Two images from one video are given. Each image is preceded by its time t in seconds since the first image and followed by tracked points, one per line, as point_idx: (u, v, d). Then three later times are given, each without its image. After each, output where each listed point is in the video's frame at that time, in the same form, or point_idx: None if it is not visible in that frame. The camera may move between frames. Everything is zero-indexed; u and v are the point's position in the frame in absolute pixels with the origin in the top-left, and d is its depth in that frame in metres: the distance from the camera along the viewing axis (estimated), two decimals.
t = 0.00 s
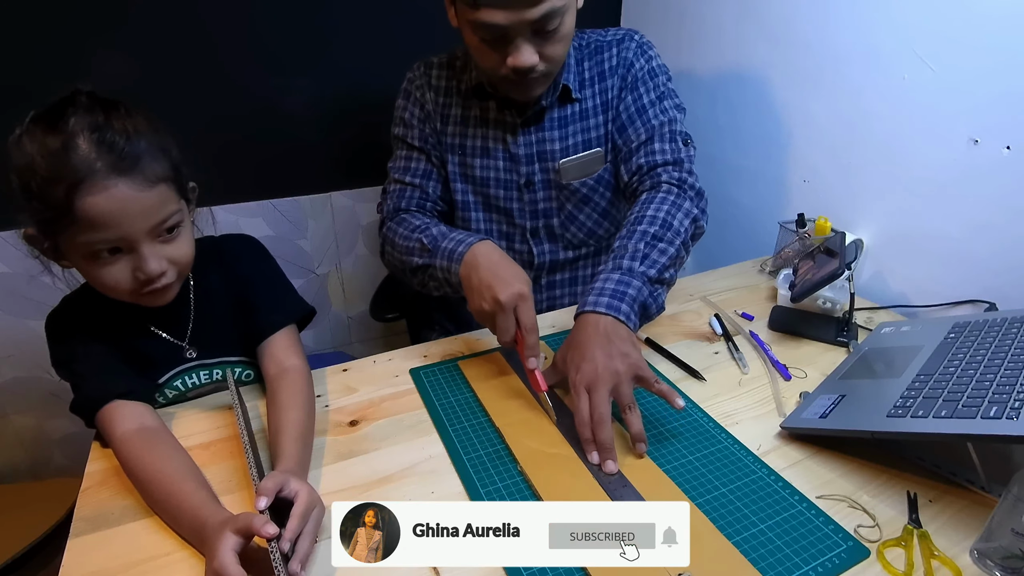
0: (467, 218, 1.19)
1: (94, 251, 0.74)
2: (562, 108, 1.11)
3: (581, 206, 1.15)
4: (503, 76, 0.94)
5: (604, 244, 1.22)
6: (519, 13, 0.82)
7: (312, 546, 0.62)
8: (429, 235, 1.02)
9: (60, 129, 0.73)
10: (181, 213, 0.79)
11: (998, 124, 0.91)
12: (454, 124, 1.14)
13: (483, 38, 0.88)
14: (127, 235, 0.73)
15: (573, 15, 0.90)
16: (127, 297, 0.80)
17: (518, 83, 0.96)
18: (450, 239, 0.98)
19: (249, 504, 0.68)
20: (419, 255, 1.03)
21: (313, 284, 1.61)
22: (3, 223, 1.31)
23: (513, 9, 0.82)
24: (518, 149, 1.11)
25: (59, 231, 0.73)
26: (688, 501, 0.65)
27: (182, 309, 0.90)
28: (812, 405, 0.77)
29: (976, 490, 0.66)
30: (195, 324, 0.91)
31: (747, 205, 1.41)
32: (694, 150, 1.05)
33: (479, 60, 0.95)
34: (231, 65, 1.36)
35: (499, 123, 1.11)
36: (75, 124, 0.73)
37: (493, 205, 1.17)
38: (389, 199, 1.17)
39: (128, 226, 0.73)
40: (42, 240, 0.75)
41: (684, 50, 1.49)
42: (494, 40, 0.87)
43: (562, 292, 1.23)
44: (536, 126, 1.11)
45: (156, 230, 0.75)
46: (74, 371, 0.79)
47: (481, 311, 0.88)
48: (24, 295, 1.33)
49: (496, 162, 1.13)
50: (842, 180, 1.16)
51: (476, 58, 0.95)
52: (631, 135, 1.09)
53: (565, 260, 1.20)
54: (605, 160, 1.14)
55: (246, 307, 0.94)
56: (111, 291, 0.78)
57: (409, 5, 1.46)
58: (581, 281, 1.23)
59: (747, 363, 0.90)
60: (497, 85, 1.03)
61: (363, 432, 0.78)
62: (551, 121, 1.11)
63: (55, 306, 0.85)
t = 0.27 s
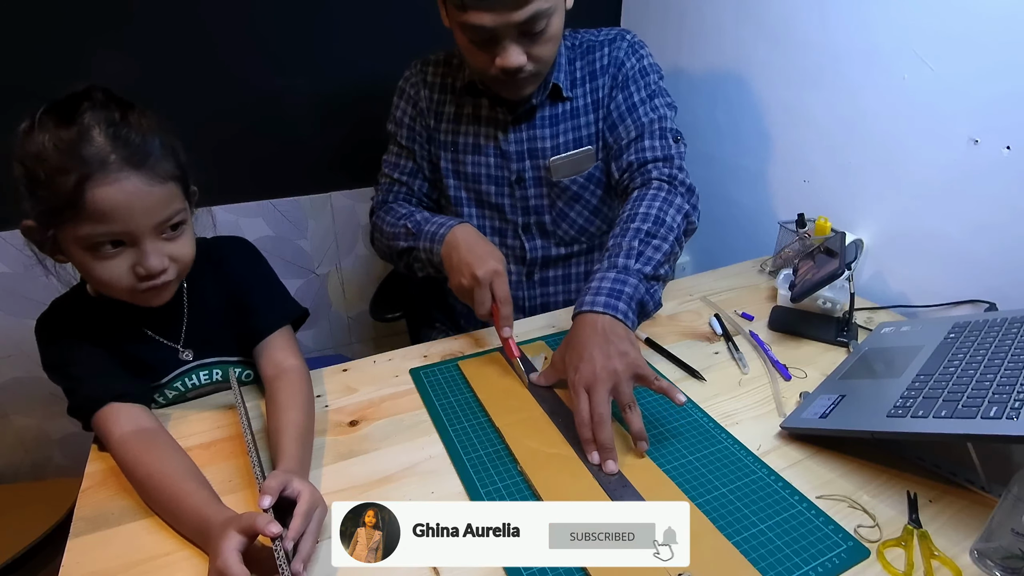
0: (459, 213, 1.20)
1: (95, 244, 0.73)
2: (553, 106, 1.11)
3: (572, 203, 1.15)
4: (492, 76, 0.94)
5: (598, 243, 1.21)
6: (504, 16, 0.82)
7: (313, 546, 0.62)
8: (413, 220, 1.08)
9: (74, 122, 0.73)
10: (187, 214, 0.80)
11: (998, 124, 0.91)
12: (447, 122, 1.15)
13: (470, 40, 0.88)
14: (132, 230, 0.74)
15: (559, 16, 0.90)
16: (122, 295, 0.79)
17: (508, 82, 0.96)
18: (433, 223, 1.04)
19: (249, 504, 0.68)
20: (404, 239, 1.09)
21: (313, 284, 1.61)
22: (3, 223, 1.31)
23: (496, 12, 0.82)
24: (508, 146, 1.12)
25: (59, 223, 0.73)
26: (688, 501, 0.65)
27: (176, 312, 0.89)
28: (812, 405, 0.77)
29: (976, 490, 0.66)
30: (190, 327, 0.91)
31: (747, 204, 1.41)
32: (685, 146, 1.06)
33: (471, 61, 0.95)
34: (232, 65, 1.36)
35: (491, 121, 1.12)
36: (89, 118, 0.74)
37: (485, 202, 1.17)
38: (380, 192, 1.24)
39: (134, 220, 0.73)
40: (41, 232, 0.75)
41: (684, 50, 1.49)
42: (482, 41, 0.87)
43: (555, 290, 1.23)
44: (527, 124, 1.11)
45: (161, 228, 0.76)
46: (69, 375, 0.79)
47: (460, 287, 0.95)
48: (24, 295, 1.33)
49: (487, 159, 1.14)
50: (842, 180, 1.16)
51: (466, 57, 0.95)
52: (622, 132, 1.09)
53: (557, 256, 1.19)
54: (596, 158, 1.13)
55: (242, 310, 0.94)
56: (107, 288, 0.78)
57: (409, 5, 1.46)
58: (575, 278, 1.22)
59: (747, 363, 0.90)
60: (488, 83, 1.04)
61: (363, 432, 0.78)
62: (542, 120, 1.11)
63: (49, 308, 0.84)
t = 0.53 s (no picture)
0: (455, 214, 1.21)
1: (106, 235, 0.74)
2: (544, 105, 1.11)
3: (563, 202, 1.15)
4: (481, 77, 0.95)
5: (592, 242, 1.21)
6: (487, 20, 0.82)
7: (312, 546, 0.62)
8: (406, 209, 1.18)
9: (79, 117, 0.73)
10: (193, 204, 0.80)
11: (998, 124, 0.91)
12: (438, 125, 1.17)
13: (458, 44, 0.88)
14: (141, 220, 0.74)
15: (545, 18, 0.91)
16: (133, 288, 0.79)
17: (497, 82, 0.97)
18: (423, 212, 1.14)
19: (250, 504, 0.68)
20: (397, 227, 1.18)
21: (313, 284, 1.61)
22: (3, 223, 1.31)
23: (482, 15, 0.82)
24: (500, 145, 1.12)
25: (70, 216, 0.73)
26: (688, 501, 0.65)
27: (182, 310, 0.90)
28: (812, 405, 0.77)
29: (976, 490, 0.66)
30: (195, 325, 0.91)
31: (747, 204, 1.41)
32: (679, 144, 1.06)
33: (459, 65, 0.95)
34: (232, 65, 1.36)
35: (483, 122, 1.13)
36: (94, 113, 0.74)
37: (478, 201, 1.18)
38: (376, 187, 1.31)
39: (143, 210, 0.73)
40: (51, 227, 0.75)
41: (684, 50, 1.49)
42: (470, 44, 0.88)
43: (550, 288, 1.23)
44: (519, 123, 1.11)
45: (169, 217, 0.76)
46: (76, 369, 0.80)
47: (443, 267, 1.03)
48: (24, 295, 1.33)
49: (478, 158, 1.14)
50: (842, 180, 1.16)
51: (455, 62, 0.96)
52: (614, 132, 1.09)
53: (550, 255, 1.19)
54: (588, 157, 1.14)
55: (245, 310, 0.94)
56: (118, 281, 0.78)
57: (410, 5, 1.46)
58: (569, 277, 1.22)
59: (747, 363, 0.90)
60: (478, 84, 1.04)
61: (363, 432, 0.78)
62: (534, 119, 1.11)
63: (59, 304, 0.85)
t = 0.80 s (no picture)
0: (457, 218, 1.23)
1: (110, 225, 0.74)
2: (543, 107, 1.11)
3: (563, 204, 1.15)
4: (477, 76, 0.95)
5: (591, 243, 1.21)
6: (484, 17, 0.82)
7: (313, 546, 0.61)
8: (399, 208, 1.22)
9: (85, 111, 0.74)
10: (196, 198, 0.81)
11: (998, 124, 0.91)
12: (435, 130, 1.18)
13: (455, 43, 0.89)
14: (145, 210, 0.74)
15: (541, 18, 0.91)
16: (133, 281, 0.79)
17: (493, 83, 0.97)
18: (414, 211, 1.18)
19: (251, 504, 0.68)
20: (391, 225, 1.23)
21: (313, 284, 1.61)
22: (3, 223, 1.31)
23: (477, 13, 0.82)
24: (498, 147, 1.12)
25: (74, 205, 0.73)
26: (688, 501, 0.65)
27: (184, 309, 0.90)
28: (812, 405, 0.77)
29: (977, 490, 0.66)
30: (197, 325, 0.92)
31: (747, 204, 1.41)
32: (682, 146, 1.05)
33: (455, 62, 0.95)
34: (233, 65, 1.36)
35: (480, 125, 1.13)
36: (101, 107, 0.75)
37: (477, 205, 1.19)
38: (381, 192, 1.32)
39: (148, 200, 0.74)
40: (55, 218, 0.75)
41: (684, 50, 1.49)
42: (465, 43, 0.88)
43: (550, 290, 1.23)
44: (517, 124, 1.11)
45: (173, 209, 0.77)
46: (76, 366, 0.80)
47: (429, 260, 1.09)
48: (24, 295, 1.33)
49: (476, 162, 1.15)
50: (842, 180, 1.16)
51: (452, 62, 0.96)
52: (616, 134, 1.09)
53: (548, 257, 1.20)
54: (587, 160, 1.14)
55: (247, 309, 0.94)
56: (119, 273, 0.77)
57: (409, 5, 1.46)
58: (569, 279, 1.22)
59: (747, 363, 0.90)
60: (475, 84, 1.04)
61: (363, 432, 0.78)
62: (532, 121, 1.11)
63: (63, 301, 0.86)
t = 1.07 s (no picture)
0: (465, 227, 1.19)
1: (103, 225, 0.74)
2: (555, 111, 1.11)
3: (577, 208, 1.15)
4: (486, 70, 0.95)
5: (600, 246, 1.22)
6: (497, 2, 0.82)
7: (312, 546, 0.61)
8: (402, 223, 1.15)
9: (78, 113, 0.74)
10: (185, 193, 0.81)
11: (998, 124, 0.91)
12: (444, 137, 1.14)
13: (463, 31, 0.89)
14: (136, 207, 0.75)
15: (553, 8, 0.91)
16: (132, 283, 0.79)
17: (499, 76, 0.96)
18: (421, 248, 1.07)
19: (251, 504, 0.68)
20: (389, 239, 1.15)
21: (313, 284, 1.61)
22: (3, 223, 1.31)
23: None
24: (512, 153, 1.11)
25: (66, 208, 0.74)
26: (688, 501, 0.65)
27: (183, 308, 0.91)
28: (812, 405, 0.77)
29: (977, 490, 0.66)
30: (196, 324, 0.92)
31: (747, 204, 1.41)
32: (691, 152, 1.08)
33: (462, 54, 0.95)
34: (233, 65, 1.36)
35: (494, 131, 1.11)
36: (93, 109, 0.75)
37: (489, 212, 1.16)
38: (384, 211, 1.21)
39: (137, 197, 0.74)
40: (48, 224, 0.76)
41: (683, 50, 1.49)
42: (474, 31, 0.88)
43: (559, 293, 1.23)
44: (530, 129, 1.11)
45: (163, 204, 0.77)
46: (75, 367, 0.80)
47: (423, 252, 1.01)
48: (23, 295, 1.33)
49: (489, 169, 1.13)
50: (842, 179, 1.16)
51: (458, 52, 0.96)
52: (628, 137, 1.10)
53: (561, 261, 1.20)
54: (600, 164, 1.14)
55: (246, 307, 0.95)
56: (119, 275, 0.78)
57: (409, 5, 1.46)
58: (580, 281, 1.23)
59: (747, 363, 0.90)
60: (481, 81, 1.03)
61: (363, 432, 0.78)
62: (545, 126, 1.11)
63: (62, 303, 0.86)
